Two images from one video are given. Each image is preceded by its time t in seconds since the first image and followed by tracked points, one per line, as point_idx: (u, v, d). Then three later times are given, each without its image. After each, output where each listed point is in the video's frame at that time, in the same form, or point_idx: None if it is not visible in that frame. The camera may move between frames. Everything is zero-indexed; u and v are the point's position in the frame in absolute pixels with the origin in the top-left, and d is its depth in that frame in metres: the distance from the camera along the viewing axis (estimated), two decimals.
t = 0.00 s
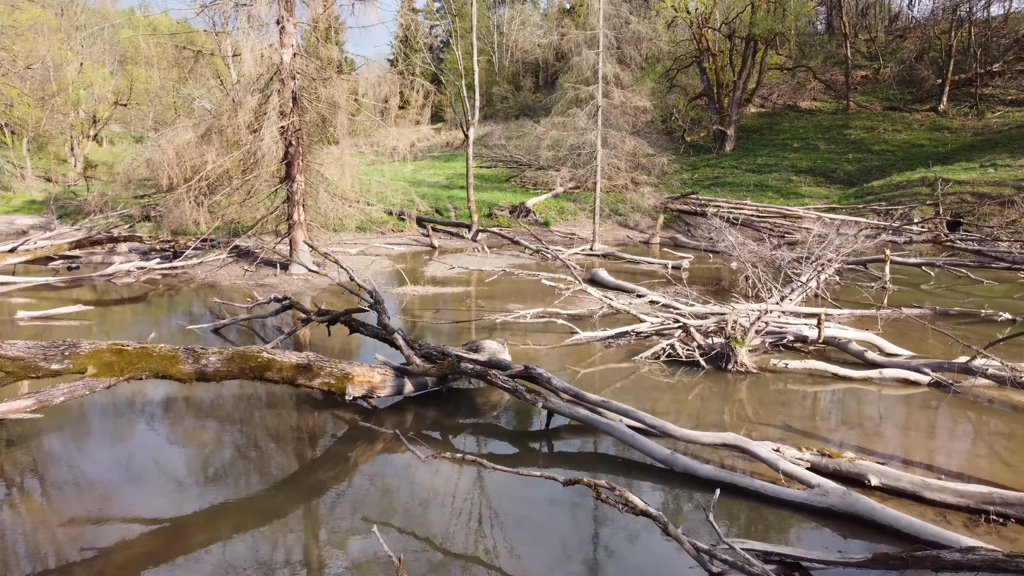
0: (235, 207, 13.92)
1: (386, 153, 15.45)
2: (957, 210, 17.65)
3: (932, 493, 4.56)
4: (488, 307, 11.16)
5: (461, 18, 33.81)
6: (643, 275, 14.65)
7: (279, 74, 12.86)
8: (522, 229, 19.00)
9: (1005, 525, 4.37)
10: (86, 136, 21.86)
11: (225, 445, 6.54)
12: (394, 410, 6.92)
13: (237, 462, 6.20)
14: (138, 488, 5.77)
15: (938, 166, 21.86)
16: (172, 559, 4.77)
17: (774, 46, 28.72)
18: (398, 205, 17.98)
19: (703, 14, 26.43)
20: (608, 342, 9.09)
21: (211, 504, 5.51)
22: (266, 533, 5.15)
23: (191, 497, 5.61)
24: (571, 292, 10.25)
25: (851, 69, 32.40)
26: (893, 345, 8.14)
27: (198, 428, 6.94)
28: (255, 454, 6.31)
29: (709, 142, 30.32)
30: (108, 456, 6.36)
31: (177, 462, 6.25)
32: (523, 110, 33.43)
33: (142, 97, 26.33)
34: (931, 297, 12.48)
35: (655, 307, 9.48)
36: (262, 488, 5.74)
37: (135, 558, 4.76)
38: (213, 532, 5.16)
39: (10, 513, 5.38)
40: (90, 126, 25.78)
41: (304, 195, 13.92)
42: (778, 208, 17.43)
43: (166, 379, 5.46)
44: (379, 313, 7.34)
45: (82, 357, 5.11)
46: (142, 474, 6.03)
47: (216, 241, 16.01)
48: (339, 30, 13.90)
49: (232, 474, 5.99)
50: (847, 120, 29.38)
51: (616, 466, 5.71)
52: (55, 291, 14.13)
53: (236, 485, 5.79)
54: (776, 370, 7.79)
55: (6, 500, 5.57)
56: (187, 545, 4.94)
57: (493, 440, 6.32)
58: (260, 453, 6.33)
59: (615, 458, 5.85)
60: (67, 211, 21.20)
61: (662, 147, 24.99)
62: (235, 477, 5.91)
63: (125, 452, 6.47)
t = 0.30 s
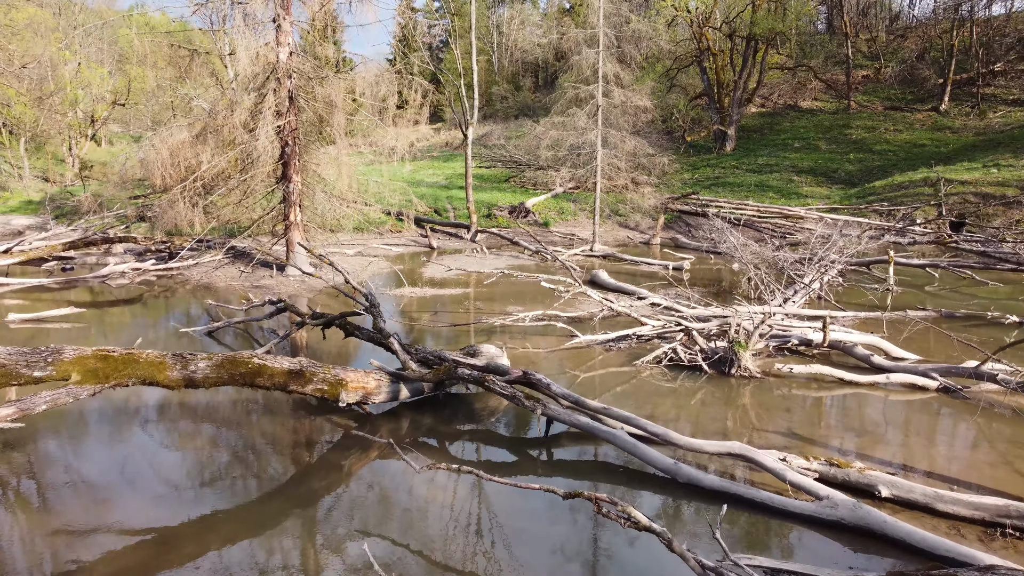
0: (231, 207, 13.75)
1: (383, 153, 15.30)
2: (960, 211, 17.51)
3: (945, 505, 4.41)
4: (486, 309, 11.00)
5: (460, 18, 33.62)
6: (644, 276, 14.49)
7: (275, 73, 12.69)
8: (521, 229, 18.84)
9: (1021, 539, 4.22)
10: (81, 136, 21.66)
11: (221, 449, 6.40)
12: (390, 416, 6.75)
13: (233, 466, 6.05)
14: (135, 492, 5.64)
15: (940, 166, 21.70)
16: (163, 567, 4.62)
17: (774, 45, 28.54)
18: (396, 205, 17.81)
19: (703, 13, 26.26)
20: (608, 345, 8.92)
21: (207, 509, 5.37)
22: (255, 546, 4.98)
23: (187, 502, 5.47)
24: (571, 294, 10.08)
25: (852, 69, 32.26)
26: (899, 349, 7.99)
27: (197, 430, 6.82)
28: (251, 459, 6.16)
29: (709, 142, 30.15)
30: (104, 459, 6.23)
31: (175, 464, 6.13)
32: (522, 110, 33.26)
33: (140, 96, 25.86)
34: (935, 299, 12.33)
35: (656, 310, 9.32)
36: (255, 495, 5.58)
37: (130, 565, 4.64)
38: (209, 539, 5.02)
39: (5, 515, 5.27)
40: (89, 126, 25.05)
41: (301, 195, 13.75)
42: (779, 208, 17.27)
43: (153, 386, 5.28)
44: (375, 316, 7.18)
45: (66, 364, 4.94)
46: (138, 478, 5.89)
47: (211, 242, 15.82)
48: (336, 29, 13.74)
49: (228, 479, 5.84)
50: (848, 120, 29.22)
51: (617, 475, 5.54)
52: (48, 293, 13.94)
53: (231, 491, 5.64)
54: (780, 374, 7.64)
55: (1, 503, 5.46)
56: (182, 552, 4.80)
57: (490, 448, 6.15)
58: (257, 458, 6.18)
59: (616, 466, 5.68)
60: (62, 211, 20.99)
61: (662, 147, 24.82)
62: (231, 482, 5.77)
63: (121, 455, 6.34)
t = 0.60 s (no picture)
0: (227, 208, 13.59)
1: (381, 153, 15.15)
2: (962, 211, 17.37)
3: (958, 518, 4.25)
4: (484, 311, 10.83)
5: (460, 17, 33.49)
6: (644, 278, 14.35)
7: (271, 72, 12.55)
8: (520, 230, 18.70)
9: None
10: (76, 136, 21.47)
11: (218, 452, 6.27)
12: (384, 422, 6.57)
13: (228, 471, 5.92)
14: (130, 496, 5.52)
15: (942, 166, 21.57)
16: None
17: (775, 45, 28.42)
18: (394, 206, 17.67)
19: (703, 12, 26.10)
20: (609, 348, 8.75)
21: (202, 515, 5.24)
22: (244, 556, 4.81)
23: (183, 506, 5.35)
24: (570, 296, 9.93)
25: (853, 69, 32.11)
26: (906, 353, 7.82)
27: (194, 432, 6.69)
28: (247, 463, 6.02)
29: (709, 142, 30.00)
30: (100, 461, 6.12)
31: (172, 467, 6.01)
32: (522, 110, 33.11)
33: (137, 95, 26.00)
34: (939, 301, 12.18)
35: (657, 312, 9.16)
36: (246, 502, 5.42)
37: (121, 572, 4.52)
38: (202, 546, 4.88)
39: None
40: (86, 126, 25.09)
41: (297, 195, 13.60)
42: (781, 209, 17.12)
43: (139, 393, 5.13)
44: (370, 321, 7.00)
45: (48, 370, 4.80)
46: (134, 481, 5.78)
47: (207, 243, 15.65)
48: (335, 28, 13.59)
49: (223, 484, 5.70)
50: (849, 120, 29.07)
51: (618, 484, 5.37)
52: (42, 294, 13.78)
53: (225, 496, 5.50)
54: (784, 379, 7.47)
55: None
56: (174, 559, 4.66)
57: (487, 455, 5.98)
58: (252, 461, 6.03)
59: (617, 475, 5.51)
60: (59, 212, 20.83)
61: (663, 147, 24.67)
62: (226, 487, 5.63)
63: (118, 457, 6.22)
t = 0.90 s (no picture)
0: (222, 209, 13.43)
1: (378, 154, 15.01)
2: (965, 212, 17.22)
3: (973, 533, 4.10)
4: (482, 314, 10.66)
5: (459, 16, 33.32)
6: (645, 279, 14.20)
7: (267, 70, 12.38)
8: (519, 231, 18.54)
9: None
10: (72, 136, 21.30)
11: (215, 455, 6.15)
12: (379, 430, 6.38)
13: (224, 474, 5.80)
14: (127, 500, 5.41)
15: (945, 166, 21.43)
16: None
17: (776, 44, 28.25)
18: (392, 206, 17.52)
19: (705, 11, 25.85)
20: (610, 352, 8.59)
21: (197, 520, 5.12)
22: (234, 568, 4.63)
23: (179, 510, 5.23)
24: (570, 299, 9.77)
25: (854, 68, 31.94)
26: (913, 357, 7.66)
27: (192, 435, 6.57)
28: (243, 467, 5.90)
29: (710, 141, 29.83)
30: (95, 463, 6.00)
31: (168, 470, 5.89)
32: (522, 110, 32.94)
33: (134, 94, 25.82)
34: (944, 303, 12.02)
35: (658, 316, 9.00)
36: (240, 508, 5.28)
37: None
38: (198, 550, 4.76)
39: None
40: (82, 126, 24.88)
41: (293, 196, 13.45)
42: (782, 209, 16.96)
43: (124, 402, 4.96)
44: (365, 325, 6.85)
45: (29, 379, 4.62)
46: (130, 484, 5.66)
47: (203, 244, 15.48)
48: (333, 27, 13.50)
49: (219, 488, 5.58)
50: (850, 120, 28.91)
51: (620, 495, 5.20)
52: (35, 296, 13.61)
53: (221, 501, 5.37)
54: (789, 384, 7.30)
55: None
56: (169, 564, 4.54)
57: (485, 464, 5.80)
58: (249, 465, 5.91)
59: (619, 485, 5.35)
60: (54, 213, 20.65)
61: (663, 147, 24.51)
62: (221, 491, 5.50)
63: (114, 460, 6.10)
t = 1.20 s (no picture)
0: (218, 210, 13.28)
1: (377, 154, 14.84)
2: (969, 212, 17.07)
3: (990, 548, 3.95)
4: (481, 317, 10.49)
5: (458, 16, 33.17)
6: (646, 281, 14.04)
7: (263, 70, 12.22)
8: (519, 232, 18.38)
9: None
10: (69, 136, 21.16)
11: (212, 458, 6.03)
12: (375, 438, 6.20)
13: (221, 479, 5.67)
14: (122, 503, 5.29)
15: (948, 166, 21.28)
16: None
17: (776, 43, 28.11)
18: (390, 207, 17.36)
19: (705, 10, 25.71)
20: (611, 357, 8.42)
21: (194, 524, 5.00)
22: None
23: (175, 514, 5.11)
24: (571, 302, 9.61)
25: (855, 68, 31.78)
26: (921, 363, 7.48)
27: (190, 437, 6.45)
28: (239, 472, 5.77)
29: (710, 141, 29.68)
30: (91, 465, 5.87)
31: (166, 473, 5.78)
32: (521, 110, 32.78)
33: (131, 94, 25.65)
34: (950, 305, 11.85)
35: (660, 319, 8.83)
36: (235, 514, 5.14)
37: None
38: (192, 557, 4.63)
39: None
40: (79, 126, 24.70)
41: (290, 197, 13.28)
42: (784, 210, 16.81)
43: (109, 411, 4.81)
44: (360, 329, 6.68)
45: (10, 388, 4.48)
46: (126, 487, 5.54)
47: (200, 246, 15.32)
48: (330, 26, 13.37)
49: (216, 492, 5.45)
50: (851, 120, 28.74)
51: (622, 507, 5.03)
52: (29, 297, 13.45)
53: (217, 506, 5.25)
54: (795, 390, 7.12)
55: None
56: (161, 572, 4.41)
57: (482, 473, 5.64)
58: (245, 470, 5.78)
59: (621, 497, 5.18)
60: (51, 214, 20.49)
61: (664, 147, 24.37)
62: (217, 496, 5.37)
63: (110, 462, 5.98)
